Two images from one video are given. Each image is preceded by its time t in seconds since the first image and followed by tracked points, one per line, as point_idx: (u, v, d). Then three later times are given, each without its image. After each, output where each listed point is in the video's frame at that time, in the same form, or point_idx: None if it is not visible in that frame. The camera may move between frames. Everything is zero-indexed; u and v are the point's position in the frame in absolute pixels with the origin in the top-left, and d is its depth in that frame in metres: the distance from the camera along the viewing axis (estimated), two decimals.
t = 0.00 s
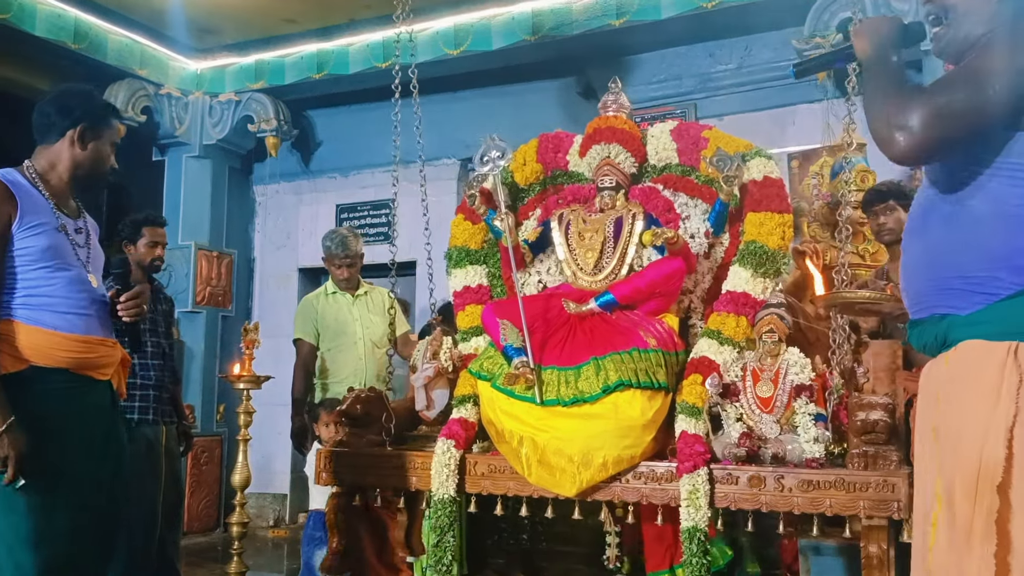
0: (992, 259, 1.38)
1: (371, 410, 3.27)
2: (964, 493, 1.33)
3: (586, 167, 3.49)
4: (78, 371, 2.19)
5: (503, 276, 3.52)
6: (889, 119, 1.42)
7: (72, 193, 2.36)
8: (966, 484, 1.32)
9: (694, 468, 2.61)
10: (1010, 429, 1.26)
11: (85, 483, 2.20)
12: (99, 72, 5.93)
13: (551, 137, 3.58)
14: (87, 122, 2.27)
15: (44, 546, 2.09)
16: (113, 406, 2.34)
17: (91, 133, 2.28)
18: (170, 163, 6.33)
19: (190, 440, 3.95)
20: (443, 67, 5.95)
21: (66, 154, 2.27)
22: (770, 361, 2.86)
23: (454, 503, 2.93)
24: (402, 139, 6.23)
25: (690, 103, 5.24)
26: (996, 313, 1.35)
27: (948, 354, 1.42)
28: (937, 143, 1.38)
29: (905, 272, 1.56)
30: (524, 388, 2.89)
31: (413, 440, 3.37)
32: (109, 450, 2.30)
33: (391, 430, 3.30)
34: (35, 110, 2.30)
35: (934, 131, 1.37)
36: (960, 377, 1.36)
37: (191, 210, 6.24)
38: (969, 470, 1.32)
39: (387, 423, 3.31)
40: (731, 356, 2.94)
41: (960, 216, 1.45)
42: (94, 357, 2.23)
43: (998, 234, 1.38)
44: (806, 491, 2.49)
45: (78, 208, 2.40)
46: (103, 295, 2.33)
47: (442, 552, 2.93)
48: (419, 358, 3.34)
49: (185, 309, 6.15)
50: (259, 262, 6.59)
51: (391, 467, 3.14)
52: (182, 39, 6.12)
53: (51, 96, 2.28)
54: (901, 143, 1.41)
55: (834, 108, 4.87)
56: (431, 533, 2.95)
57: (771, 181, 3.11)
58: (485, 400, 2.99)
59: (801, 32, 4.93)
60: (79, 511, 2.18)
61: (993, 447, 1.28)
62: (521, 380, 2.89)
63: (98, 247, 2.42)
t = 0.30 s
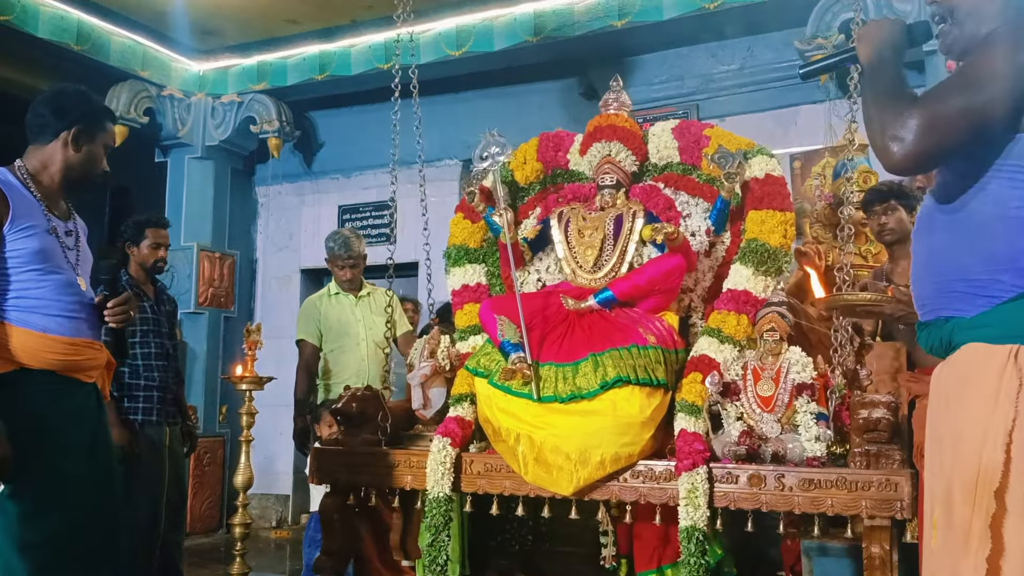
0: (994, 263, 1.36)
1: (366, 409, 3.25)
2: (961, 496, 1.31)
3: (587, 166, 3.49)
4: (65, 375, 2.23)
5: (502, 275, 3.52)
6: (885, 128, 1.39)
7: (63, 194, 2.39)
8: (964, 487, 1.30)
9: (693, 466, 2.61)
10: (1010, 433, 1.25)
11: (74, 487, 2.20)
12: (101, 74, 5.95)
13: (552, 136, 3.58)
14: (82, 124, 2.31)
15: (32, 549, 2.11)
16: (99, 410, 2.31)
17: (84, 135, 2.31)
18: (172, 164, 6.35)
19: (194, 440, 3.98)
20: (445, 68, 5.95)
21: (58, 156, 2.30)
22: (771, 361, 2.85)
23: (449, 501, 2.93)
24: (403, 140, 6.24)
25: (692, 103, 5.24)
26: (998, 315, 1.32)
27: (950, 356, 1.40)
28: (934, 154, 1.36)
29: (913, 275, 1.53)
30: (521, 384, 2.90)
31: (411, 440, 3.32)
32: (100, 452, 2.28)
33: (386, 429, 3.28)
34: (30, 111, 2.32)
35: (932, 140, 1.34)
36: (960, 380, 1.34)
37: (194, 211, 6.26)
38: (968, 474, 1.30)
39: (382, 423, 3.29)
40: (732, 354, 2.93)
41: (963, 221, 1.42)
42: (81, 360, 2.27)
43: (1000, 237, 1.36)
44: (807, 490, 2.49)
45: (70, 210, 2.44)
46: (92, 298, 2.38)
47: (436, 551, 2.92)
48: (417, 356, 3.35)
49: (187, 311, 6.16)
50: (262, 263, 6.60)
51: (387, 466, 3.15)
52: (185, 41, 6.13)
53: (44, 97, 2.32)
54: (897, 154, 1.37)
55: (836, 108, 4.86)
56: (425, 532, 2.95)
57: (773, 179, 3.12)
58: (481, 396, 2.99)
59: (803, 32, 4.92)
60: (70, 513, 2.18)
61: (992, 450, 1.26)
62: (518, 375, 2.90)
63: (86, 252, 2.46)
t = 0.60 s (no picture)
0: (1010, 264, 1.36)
1: (366, 408, 3.23)
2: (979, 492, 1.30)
3: (589, 164, 3.48)
4: (63, 373, 2.23)
5: (504, 274, 3.51)
6: (920, 141, 1.34)
7: (60, 192, 2.40)
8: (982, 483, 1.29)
9: (696, 465, 2.60)
10: None
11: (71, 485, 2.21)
12: (104, 74, 5.95)
13: (555, 134, 3.57)
14: (79, 122, 2.30)
15: (32, 547, 2.10)
16: (96, 409, 2.35)
17: (81, 133, 2.31)
18: (175, 164, 6.35)
19: (196, 441, 3.88)
20: (447, 68, 5.95)
21: (56, 154, 2.30)
22: (774, 361, 2.84)
23: (449, 501, 2.91)
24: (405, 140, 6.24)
25: (694, 104, 5.23)
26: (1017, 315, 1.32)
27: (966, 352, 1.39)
28: (971, 166, 1.32)
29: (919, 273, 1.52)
30: (524, 381, 2.89)
31: (411, 439, 3.28)
32: (94, 449, 2.31)
33: (386, 428, 3.26)
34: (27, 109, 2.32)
35: (971, 153, 1.31)
36: (981, 375, 1.32)
37: (196, 211, 6.26)
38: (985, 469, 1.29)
39: (382, 421, 3.26)
40: (735, 354, 2.92)
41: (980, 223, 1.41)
42: (79, 359, 2.26)
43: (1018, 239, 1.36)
44: (811, 490, 2.48)
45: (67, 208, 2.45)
46: (90, 297, 2.39)
47: (436, 550, 2.90)
48: (417, 355, 3.34)
49: (189, 310, 6.16)
50: (264, 263, 6.60)
51: (388, 465, 3.14)
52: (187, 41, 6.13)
53: (43, 94, 2.31)
54: (936, 167, 1.33)
55: (838, 109, 4.85)
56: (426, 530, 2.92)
57: (778, 179, 3.10)
58: (483, 395, 2.98)
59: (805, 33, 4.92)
60: (68, 514, 2.19)
61: (1013, 447, 1.24)
62: (520, 373, 2.90)
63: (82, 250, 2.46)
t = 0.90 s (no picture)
0: None
1: (373, 408, 3.25)
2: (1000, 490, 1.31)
3: (595, 164, 3.49)
4: (68, 373, 2.25)
5: (510, 274, 3.52)
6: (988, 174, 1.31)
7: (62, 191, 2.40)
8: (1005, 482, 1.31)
9: (702, 465, 2.60)
10: None
11: (74, 484, 2.23)
12: (107, 74, 5.96)
13: (561, 134, 3.59)
14: (82, 122, 2.31)
15: (36, 545, 2.11)
16: (99, 409, 2.36)
17: (85, 132, 2.32)
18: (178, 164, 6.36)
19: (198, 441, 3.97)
20: (450, 69, 5.96)
21: (60, 153, 2.30)
22: (780, 361, 2.84)
23: (458, 500, 2.93)
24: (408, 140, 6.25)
25: (696, 104, 5.24)
26: None
27: (971, 352, 1.40)
28: None
29: (922, 275, 1.51)
30: (530, 383, 2.88)
31: (418, 439, 3.29)
32: (97, 448, 2.32)
33: (394, 428, 3.27)
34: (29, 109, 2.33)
35: None
36: (999, 375, 1.34)
37: (199, 211, 6.28)
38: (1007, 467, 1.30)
39: (390, 420, 3.28)
40: (741, 354, 2.93)
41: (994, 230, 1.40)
42: (82, 357, 2.27)
43: None
44: (817, 490, 2.49)
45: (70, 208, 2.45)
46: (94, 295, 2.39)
47: (445, 549, 2.92)
48: (424, 355, 3.32)
49: (192, 310, 6.17)
50: (267, 263, 6.61)
51: (395, 464, 3.15)
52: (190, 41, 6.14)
53: (45, 94, 2.32)
54: (1007, 198, 1.29)
55: (839, 109, 4.81)
56: (434, 529, 2.95)
57: (783, 178, 3.13)
58: (491, 395, 2.98)
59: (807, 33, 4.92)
60: (69, 513, 2.20)
61: None
62: (527, 374, 2.89)
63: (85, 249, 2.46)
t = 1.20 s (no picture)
0: None
1: (386, 409, 3.30)
2: None
3: (603, 165, 3.48)
4: (71, 371, 2.25)
5: (519, 275, 3.52)
6: None
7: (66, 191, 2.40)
8: None
9: (711, 468, 2.61)
10: None
11: (76, 482, 2.23)
12: (110, 73, 5.95)
13: (568, 135, 3.58)
14: (87, 122, 2.32)
15: (37, 544, 2.12)
16: (101, 408, 2.36)
17: (90, 131, 2.33)
18: (181, 163, 6.35)
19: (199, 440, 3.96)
20: (453, 68, 5.96)
21: (64, 152, 2.30)
22: (788, 362, 2.83)
23: (470, 501, 2.93)
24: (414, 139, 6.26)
25: (700, 103, 5.23)
26: None
27: (981, 358, 1.36)
28: None
29: (925, 285, 1.45)
30: (541, 387, 2.88)
31: (430, 440, 3.30)
32: (99, 447, 2.32)
33: (406, 429, 3.30)
34: (33, 109, 2.33)
35: None
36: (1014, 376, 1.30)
37: (202, 210, 6.28)
38: None
39: (402, 422, 3.32)
40: (750, 355, 2.94)
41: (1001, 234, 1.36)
42: (84, 355, 2.27)
43: None
44: (825, 492, 2.49)
45: (73, 207, 2.45)
46: (96, 294, 2.39)
47: (459, 550, 2.93)
48: (435, 357, 3.33)
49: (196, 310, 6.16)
50: (270, 263, 6.61)
51: (406, 465, 3.15)
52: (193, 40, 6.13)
53: (50, 94, 2.33)
54: None
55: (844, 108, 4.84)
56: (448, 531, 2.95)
57: (790, 179, 3.14)
58: (502, 399, 2.99)
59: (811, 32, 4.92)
60: (71, 511, 2.21)
61: None
62: (538, 379, 2.89)
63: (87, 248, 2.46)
